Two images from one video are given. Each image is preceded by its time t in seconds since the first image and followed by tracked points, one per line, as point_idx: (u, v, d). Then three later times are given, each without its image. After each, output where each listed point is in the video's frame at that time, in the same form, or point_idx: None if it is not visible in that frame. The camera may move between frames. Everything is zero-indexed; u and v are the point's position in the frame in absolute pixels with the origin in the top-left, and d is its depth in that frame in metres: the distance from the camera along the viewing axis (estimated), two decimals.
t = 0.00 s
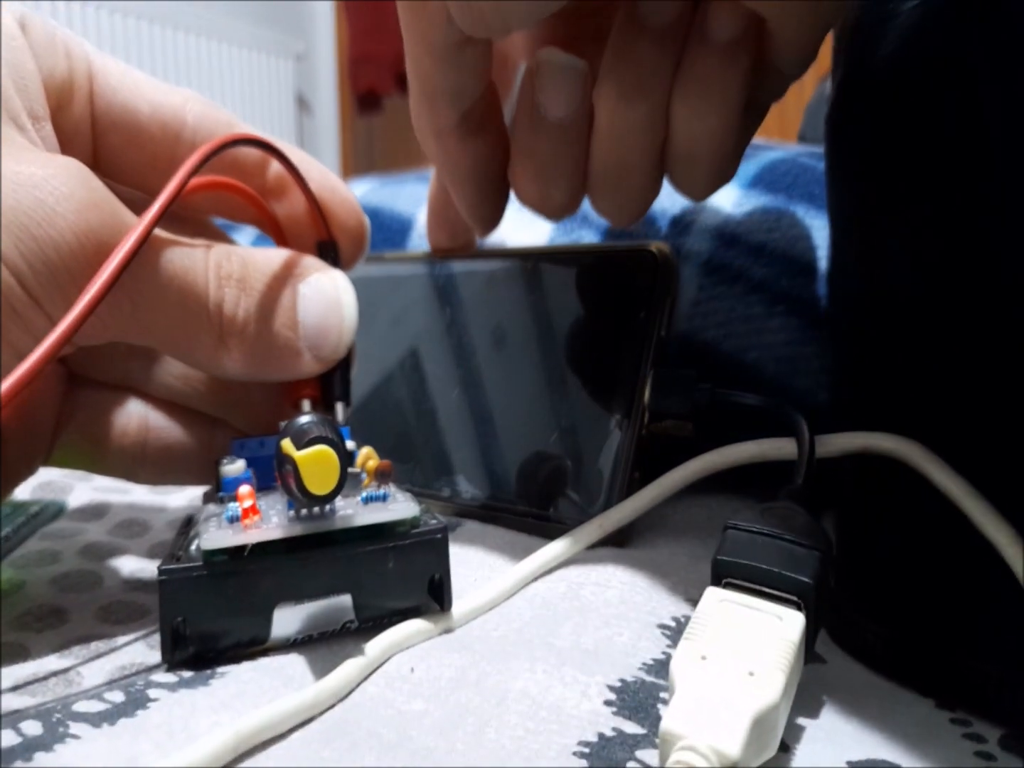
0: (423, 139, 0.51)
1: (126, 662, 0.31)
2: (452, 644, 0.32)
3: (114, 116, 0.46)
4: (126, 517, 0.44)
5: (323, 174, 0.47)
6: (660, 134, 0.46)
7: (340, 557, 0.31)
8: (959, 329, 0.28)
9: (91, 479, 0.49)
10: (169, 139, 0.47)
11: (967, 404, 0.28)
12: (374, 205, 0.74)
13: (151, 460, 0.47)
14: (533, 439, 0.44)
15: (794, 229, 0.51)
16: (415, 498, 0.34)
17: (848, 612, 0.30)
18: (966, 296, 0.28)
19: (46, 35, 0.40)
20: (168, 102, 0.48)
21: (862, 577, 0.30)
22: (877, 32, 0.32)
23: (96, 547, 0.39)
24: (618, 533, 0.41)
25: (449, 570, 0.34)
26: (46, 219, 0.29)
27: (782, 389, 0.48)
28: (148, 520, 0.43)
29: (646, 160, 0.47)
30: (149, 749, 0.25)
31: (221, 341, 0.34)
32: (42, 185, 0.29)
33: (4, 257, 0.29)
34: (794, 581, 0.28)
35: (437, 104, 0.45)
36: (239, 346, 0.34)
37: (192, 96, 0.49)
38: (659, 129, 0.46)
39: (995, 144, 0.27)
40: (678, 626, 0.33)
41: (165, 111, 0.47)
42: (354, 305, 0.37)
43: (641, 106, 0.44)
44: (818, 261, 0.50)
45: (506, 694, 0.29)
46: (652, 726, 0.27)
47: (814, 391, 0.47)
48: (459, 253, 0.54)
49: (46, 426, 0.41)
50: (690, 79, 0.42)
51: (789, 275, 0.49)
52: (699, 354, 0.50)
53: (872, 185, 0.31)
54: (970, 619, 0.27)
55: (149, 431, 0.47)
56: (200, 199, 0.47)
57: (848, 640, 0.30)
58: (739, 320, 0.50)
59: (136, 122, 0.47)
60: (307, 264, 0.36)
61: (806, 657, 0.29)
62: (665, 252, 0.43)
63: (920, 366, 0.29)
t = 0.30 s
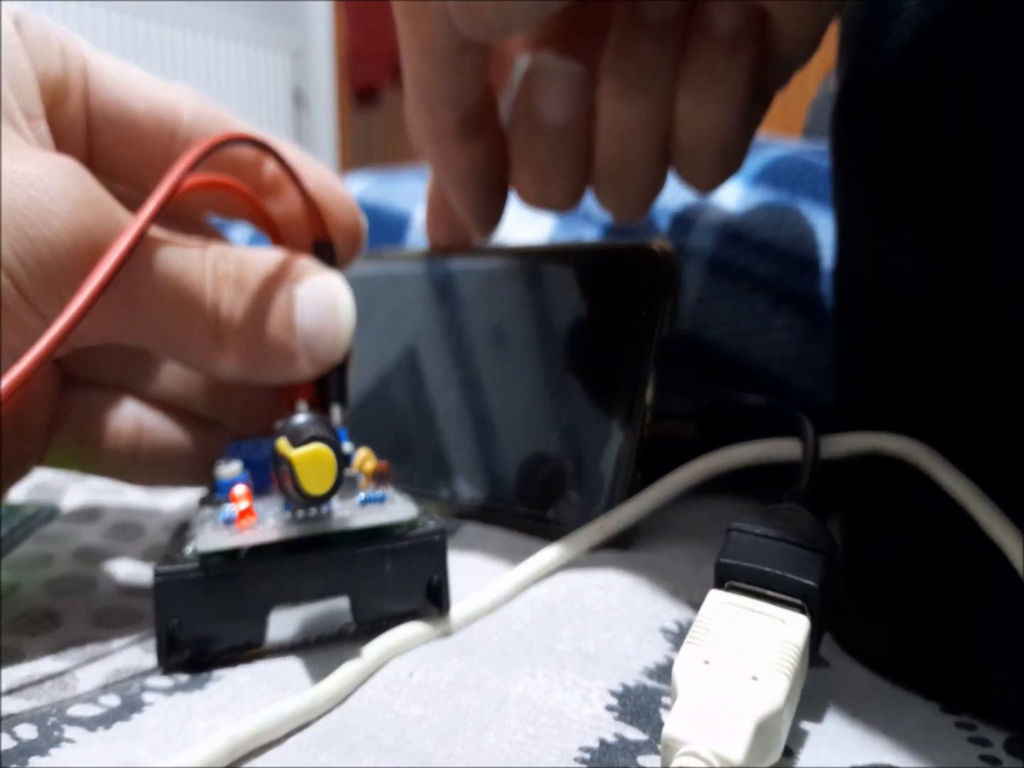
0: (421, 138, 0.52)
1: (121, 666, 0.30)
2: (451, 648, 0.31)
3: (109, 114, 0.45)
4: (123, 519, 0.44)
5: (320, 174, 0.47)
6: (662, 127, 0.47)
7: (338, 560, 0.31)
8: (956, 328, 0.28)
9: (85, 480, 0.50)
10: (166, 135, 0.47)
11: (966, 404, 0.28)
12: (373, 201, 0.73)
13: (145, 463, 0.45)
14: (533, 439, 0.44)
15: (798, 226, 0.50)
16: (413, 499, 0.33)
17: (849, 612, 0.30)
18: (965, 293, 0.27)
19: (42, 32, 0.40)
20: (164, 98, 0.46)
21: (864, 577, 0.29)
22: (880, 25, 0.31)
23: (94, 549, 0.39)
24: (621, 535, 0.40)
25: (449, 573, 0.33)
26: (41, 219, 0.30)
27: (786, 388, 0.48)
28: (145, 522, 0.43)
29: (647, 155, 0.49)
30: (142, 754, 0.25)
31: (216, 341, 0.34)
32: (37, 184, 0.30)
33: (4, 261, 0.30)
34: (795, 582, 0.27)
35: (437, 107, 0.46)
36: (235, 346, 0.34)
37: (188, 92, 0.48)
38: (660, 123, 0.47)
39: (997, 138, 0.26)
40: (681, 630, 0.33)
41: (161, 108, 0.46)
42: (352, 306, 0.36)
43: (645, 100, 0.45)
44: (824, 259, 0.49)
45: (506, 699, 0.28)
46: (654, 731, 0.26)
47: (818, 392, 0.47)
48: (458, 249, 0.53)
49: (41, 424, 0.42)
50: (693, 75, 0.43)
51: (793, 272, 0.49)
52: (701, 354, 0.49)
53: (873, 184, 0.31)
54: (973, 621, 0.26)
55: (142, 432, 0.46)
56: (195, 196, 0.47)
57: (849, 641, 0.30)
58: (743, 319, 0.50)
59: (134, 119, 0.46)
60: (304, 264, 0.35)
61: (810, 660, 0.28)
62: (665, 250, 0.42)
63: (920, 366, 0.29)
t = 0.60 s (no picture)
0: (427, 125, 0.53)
1: (124, 663, 0.30)
2: (452, 647, 0.31)
3: (115, 116, 0.46)
4: (125, 518, 0.44)
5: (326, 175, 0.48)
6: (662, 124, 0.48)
7: (339, 559, 0.31)
8: (957, 328, 0.28)
9: (88, 481, 0.50)
10: (171, 135, 0.47)
11: (966, 403, 0.28)
12: (373, 205, 0.74)
13: (150, 467, 0.44)
14: (534, 439, 0.44)
15: (797, 227, 0.51)
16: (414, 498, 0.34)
17: (850, 613, 0.30)
18: (965, 295, 0.28)
19: (44, 34, 0.41)
20: (168, 99, 0.47)
21: (863, 577, 0.30)
22: (880, 26, 0.31)
23: (96, 548, 0.39)
24: (620, 535, 0.41)
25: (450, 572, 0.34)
26: (45, 223, 0.30)
27: (785, 388, 0.48)
28: (146, 522, 0.43)
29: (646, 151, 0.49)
30: (146, 751, 0.25)
31: (221, 342, 0.34)
32: (40, 188, 0.30)
33: (5, 261, 0.30)
34: (795, 582, 0.27)
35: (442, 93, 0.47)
36: (239, 347, 0.34)
37: (195, 92, 0.48)
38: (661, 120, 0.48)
39: (994, 143, 0.27)
40: (679, 628, 0.33)
41: (166, 109, 0.47)
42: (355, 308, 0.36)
43: (644, 96, 0.46)
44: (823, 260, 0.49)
45: (506, 696, 0.28)
46: (652, 727, 0.27)
47: (818, 391, 0.47)
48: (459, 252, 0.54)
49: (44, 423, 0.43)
50: (694, 66, 0.43)
51: (791, 274, 0.49)
52: (701, 354, 0.51)
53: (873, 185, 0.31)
54: (972, 620, 0.26)
55: (149, 433, 0.45)
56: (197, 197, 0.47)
57: (849, 640, 0.30)
58: (742, 320, 0.50)
59: (139, 120, 0.46)
60: (307, 266, 0.36)
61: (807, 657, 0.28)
62: (665, 252, 0.43)
63: (920, 366, 0.29)
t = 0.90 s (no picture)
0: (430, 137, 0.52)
1: (124, 663, 0.30)
2: (451, 646, 0.31)
3: (117, 115, 0.46)
4: (125, 518, 0.44)
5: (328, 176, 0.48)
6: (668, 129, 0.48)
7: (338, 559, 0.31)
8: (955, 328, 0.28)
9: (89, 481, 0.50)
10: (174, 134, 0.47)
11: (965, 402, 0.28)
12: (374, 206, 0.74)
13: (151, 468, 0.44)
14: (534, 440, 0.44)
15: (796, 227, 0.51)
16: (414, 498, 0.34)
17: (850, 613, 0.30)
18: (964, 296, 0.28)
19: (45, 32, 0.41)
20: (170, 98, 0.47)
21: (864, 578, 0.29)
22: (879, 27, 0.31)
23: (97, 548, 0.40)
24: (620, 535, 0.41)
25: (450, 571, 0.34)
26: (45, 223, 0.30)
27: (785, 389, 0.48)
28: (147, 522, 0.43)
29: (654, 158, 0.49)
30: (145, 751, 0.25)
31: (221, 342, 0.34)
32: (40, 189, 0.30)
33: (4, 261, 0.30)
34: (796, 583, 0.27)
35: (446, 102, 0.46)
36: (239, 347, 0.34)
37: (198, 90, 0.48)
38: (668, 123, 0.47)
39: (994, 143, 0.27)
40: (679, 628, 0.33)
41: (169, 108, 0.47)
42: (353, 305, 0.36)
43: (650, 99, 0.46)
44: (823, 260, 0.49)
45: (505, 696, 0.28)
46: (652, 727, 0.27)
47: (819, 391, 0.47)
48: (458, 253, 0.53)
49: (47, 428, 0.43)
50: (699, 64, 0.43)
51: (791, 274, 0.49)
52: (700, 354, 0.51)
53: (872, 185, 0.31)
54: (972, 620, 0.26)
55: (150, 434, 0.45)
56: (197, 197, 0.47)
57: (848, 640, 0.30)
58: (742, 321, 0.50)
59: (143, 118, 0.46)
60: (305, 264, 0.36)
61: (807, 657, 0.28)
62: (666, 253, 0.42)
63: (920, 365, 0.29)
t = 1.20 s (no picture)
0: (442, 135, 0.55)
1: (127, 660, 0.31)
2: (452, 643, 0.32)
3: (117, 112, 0.46)
4: (127, 516, 0.44)
5: (328, 175, 0.48)
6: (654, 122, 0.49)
7: (341, 557, 0.31)
8: (958, 331, 0.28)
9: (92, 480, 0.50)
10: (175, 131, 0.47)
11: (966, 403, 0.29)
12: (374, 207, 0.74)
13: (155, 462, 0.46)
14: (534, 440, 0.44)
15: (794, 227, 0.51)
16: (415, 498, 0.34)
17: (848, 611, 0.30)
18: (965, 297, 0.28)
19: (45, 29, 0.40)
20: (171, 96, 0.47)
21: (862, 576, 0.30)
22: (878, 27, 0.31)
23: (98, 546, 0.40)
24: (618, 532, 0.41)
25: (451, 569, 0.34)
26: (45, 225, 0.30)
27: (779, 387, 0.49)
28: (148, 520, 0.44)
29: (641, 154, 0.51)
30: (149, 746, 0.25)
31: (223, 342, 0.34)
32: (41, 190, 0.30)
33: (4, 263, 0.29)
34: (795, 583, 0.28)
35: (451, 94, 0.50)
36: (241, 346, 0.34)
37: (197, 88, 0.49)
38: (652, 116, 0.48)
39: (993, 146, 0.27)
40: (677, 624, 0.33)
41: (169, 105, 0.47)
42: (354, 307, 0.37)
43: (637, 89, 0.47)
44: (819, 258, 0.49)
45: (506, 691, 0.29)
46: (651, 722, 0.27)
47: (817, 390, 0.48)
48: (459, 252, 0.54)
49: (49, 426, 0.41)
50: (683, 54, 0.45)
51: (788, 274, 0.50)
52: (699, 354, 0.51)
53: (866, 186, 0.32)
54: (971, 618, 0.27)
55: (154, 430, 0.47)
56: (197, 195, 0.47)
57: (846, 639, 0.31)
58: (739, 320, 0.50)
59: (142, 115, 0.47)
60: (307, 265, 0.36)
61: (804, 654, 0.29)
62: (663, 254, 0.44)
63: (920, 366, 0.30)
